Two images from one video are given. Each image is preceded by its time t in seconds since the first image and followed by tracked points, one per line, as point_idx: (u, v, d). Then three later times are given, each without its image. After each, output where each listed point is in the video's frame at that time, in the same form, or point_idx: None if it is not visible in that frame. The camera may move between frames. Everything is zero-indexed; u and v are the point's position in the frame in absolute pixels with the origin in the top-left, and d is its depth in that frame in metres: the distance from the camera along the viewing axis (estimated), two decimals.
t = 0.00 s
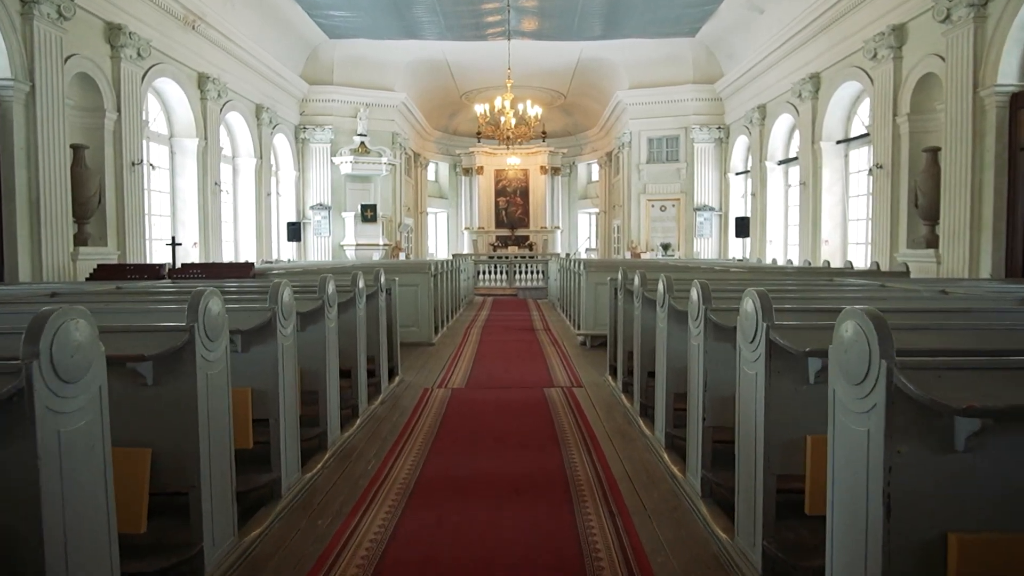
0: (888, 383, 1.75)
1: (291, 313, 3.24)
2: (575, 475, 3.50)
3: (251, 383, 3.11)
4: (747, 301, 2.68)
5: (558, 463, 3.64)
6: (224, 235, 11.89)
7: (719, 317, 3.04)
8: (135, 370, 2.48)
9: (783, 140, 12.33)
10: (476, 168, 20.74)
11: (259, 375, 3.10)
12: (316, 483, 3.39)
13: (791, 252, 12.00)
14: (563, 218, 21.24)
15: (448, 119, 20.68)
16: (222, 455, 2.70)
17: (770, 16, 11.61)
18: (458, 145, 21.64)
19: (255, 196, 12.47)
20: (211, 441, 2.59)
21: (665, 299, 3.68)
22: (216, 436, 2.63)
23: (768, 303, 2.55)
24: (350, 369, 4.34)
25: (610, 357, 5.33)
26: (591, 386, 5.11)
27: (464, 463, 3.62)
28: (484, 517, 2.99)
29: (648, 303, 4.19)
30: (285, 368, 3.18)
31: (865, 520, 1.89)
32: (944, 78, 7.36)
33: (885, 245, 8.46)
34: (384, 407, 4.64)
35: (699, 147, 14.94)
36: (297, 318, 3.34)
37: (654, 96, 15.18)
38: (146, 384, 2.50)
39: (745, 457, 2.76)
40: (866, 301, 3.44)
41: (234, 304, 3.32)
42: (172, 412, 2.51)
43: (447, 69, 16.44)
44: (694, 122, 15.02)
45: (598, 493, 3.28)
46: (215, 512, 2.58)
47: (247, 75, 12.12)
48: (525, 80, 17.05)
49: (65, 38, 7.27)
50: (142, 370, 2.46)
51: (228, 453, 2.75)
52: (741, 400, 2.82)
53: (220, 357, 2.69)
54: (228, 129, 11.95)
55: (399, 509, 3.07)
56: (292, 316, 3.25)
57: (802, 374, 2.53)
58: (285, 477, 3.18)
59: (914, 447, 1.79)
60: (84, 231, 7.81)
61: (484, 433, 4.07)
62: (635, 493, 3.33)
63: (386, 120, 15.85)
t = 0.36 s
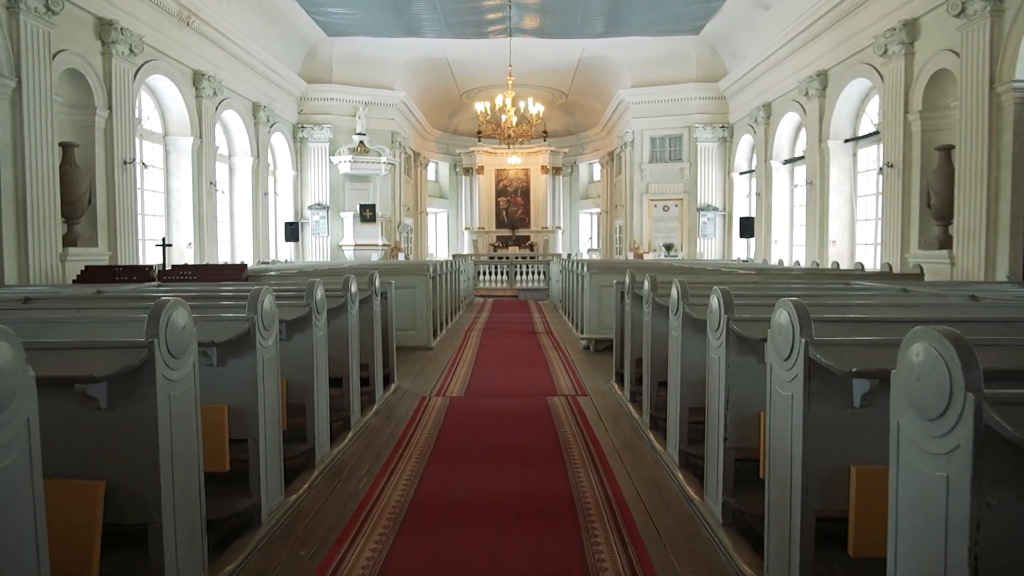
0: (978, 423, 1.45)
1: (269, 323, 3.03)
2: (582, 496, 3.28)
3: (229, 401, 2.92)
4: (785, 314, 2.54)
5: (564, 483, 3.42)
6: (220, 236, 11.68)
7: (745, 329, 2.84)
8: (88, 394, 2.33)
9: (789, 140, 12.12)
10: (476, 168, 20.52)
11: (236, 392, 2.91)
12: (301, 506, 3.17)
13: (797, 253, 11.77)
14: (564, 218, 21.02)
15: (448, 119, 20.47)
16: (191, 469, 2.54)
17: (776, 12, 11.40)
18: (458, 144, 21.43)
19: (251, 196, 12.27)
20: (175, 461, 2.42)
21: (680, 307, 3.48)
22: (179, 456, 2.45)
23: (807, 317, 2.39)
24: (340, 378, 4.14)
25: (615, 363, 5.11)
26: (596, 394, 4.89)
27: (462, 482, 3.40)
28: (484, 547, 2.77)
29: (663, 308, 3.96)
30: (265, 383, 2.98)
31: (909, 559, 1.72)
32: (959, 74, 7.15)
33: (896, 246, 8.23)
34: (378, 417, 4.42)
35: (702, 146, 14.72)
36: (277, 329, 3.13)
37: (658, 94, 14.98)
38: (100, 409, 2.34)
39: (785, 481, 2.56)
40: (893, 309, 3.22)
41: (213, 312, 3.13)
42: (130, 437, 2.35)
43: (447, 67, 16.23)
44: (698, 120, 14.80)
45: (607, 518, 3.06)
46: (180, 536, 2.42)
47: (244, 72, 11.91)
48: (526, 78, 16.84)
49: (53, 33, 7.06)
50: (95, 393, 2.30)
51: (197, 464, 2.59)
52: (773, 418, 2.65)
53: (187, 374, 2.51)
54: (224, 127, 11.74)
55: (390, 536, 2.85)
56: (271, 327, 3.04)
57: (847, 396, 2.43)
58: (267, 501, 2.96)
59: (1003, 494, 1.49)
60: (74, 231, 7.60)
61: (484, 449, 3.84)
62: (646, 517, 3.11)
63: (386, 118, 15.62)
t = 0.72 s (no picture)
0: None
1: (245, 332, 2.81)
2: (590, 519, 3.06)
3: (198, 418, 2.70)
4: (824, 324, 2.30)
5: (569, 504, 3.19)
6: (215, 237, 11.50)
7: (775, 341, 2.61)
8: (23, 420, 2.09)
9: (795, 139, 11.90)
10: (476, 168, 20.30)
11: (205, 409, 2.69)
12: (281, 532, 2.95)
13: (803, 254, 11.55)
14: (566, 219, 20.80)
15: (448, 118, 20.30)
16: (145, 475, 2.33)
17: (782, 8, 11.19)
18: (458, 144, 21.21)
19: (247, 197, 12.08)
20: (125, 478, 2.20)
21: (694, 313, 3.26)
22: (129, 487, 2.23)
23: (854, 329, 2.16)
24: (330, 387, 3.93)
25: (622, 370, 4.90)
26: (601, 402, 4.67)
27: (459, 503, 3.17)
28: None
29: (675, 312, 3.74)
30: (239, 398, 2.76)
31: None
32: (974, 69, 6.92)
33: (908, 247, 8.00)
34: (372, 428, 4.20)
35: (706, 145, 14.50)
36: (253, 339, 2.91)
37: (660, 93, 14.77)
38: (35, 436, 2.11)
39: (832, 507, 2.31)
40: (925, 314, 3.00)
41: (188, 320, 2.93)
42: (70, 467, 2.12)
43: (447, 65, 16.02)
44: (701, 119, 14.58)
45: (618, 544, 2.83)
46: (128, 555, 2.20)
47: (240, 71, 11.72)
48: (527, 77, 16.62)
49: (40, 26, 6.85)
50: (31, 419, 2.06)
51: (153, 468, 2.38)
52: (815, 442, 2.44)
53: (141, 392, 2.28)
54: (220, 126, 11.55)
55: (379, 567, 2.61)
56: (246, 336, 2.82)
57: (902, 421, 2.21)
58: (242, 529, 2.72)
59: None
60: (62, 231, 7.39)
61: (483, 465, 3.61)
62: (658, 543, 2.89)
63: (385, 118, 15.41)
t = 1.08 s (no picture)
0: None
1: (212, 344, 2.60)
2: (598, 545, 2.82)
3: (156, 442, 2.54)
4: (882, 340, 1.91)
5: (575, 529, 2.95)
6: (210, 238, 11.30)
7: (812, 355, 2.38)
8: None
9: (801, 137, 11.67)
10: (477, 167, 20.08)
11: (170, 432, 2.53)
12: (259, 564, 2.72)
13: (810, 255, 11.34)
14: (567, 219, 20.59)
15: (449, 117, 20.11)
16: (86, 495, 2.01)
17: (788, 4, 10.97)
18: (458, 144, 21.00)
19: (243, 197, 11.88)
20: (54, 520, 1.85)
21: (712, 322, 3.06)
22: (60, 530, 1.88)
23: (919, 347, 1.79)
24: (316, 399, 3.73)
25: (628, 379, 4.68)
26: (607, 412, 4.45)
27: (454, 529, 2.93)
28: None
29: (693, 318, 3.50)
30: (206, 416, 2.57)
31: None
32: (990, 63, 6.69)
33: (920, 248, 7.77)
34: (364, 443, 3.96)
35: (710, 144, 14.26)
36: (222, 350, 2.70)
37: (663, 92, 14.55)
38: None
39: (869, 545, 2.06)
40: (966, 322, 2.74)
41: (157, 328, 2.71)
42: None
43: (447, 63, 15.80)
44: (705, 118, 14.35)
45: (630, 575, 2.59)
46: None
47: (236, 68, 11.52)
48: (528, 75, 16.41)
49: (27, 20, 6.65)
50: None
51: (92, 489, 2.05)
52: (867, 478, 2.05)
53: (74, 417, 1.94)
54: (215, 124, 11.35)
55: None
56: (213, 349, 2.61)
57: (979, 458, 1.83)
58: (211, 563, 2.51)
59: None
60: (50, 231, 7.18)
61: (482, 484, 3.37)
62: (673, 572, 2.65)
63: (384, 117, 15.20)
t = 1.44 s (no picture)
0: None
1: (173, 357, 2.33)
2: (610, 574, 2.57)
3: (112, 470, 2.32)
4: (979, 357, 1.47)
5: (584, 556, 2.70)
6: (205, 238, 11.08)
7: (855, 367, 2.21)
8: None
9: (808, 136, 11.45)
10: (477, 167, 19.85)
11: (127, 462, 2.31)
12: None
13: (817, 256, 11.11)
14: (568, 219, 20.35)
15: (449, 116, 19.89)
16: None
17: None
18: (459, 143, 20.77)
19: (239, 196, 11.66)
20: None
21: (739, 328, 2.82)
22: None
23: None
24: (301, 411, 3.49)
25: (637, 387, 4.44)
26: (615, 422, 4.21)
27: (451, 557, 2.68)
28: None
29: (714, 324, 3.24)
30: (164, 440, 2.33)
31: None
32: (1009, 57, 6.46)
33: (934, 248, 7.55)
34: (356, 458, 3.72)
35: (714, 143, 14.04)
36: (186, 364, 2.43)
37: (666, 90, 14.32)
38: None
39: None
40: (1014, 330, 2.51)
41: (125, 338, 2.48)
42: None
43: (447, 60, 15.57)
44: (709, 117, 14.13)
45: None
46: None
47: (232, 65, 11.30)
48: (530, 73, 16.18)
49: (12, 13, 6.44)
50: None
51: (14, 555, 1.64)
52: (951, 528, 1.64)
53: None
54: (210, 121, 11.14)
55: None
56: (175, 363, 2.34)
57: None
58: None
59: None
60: (36, 230, 6.96)
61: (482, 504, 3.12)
62: None
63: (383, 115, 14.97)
